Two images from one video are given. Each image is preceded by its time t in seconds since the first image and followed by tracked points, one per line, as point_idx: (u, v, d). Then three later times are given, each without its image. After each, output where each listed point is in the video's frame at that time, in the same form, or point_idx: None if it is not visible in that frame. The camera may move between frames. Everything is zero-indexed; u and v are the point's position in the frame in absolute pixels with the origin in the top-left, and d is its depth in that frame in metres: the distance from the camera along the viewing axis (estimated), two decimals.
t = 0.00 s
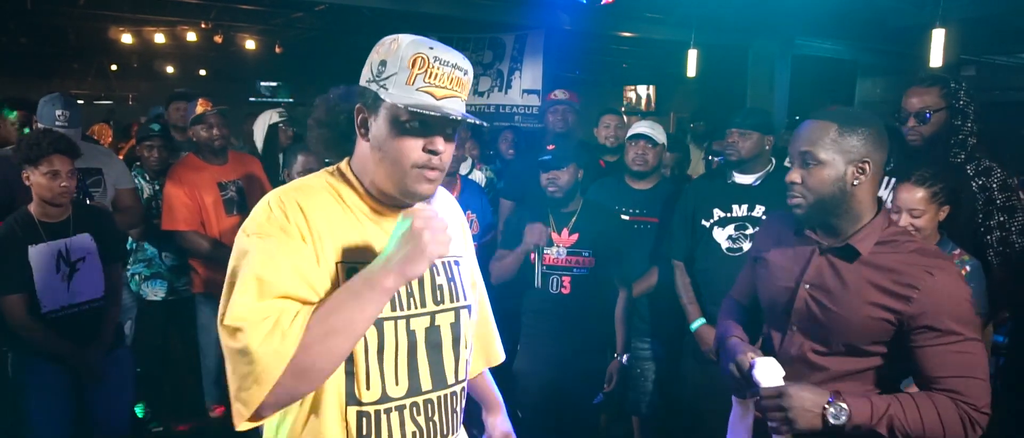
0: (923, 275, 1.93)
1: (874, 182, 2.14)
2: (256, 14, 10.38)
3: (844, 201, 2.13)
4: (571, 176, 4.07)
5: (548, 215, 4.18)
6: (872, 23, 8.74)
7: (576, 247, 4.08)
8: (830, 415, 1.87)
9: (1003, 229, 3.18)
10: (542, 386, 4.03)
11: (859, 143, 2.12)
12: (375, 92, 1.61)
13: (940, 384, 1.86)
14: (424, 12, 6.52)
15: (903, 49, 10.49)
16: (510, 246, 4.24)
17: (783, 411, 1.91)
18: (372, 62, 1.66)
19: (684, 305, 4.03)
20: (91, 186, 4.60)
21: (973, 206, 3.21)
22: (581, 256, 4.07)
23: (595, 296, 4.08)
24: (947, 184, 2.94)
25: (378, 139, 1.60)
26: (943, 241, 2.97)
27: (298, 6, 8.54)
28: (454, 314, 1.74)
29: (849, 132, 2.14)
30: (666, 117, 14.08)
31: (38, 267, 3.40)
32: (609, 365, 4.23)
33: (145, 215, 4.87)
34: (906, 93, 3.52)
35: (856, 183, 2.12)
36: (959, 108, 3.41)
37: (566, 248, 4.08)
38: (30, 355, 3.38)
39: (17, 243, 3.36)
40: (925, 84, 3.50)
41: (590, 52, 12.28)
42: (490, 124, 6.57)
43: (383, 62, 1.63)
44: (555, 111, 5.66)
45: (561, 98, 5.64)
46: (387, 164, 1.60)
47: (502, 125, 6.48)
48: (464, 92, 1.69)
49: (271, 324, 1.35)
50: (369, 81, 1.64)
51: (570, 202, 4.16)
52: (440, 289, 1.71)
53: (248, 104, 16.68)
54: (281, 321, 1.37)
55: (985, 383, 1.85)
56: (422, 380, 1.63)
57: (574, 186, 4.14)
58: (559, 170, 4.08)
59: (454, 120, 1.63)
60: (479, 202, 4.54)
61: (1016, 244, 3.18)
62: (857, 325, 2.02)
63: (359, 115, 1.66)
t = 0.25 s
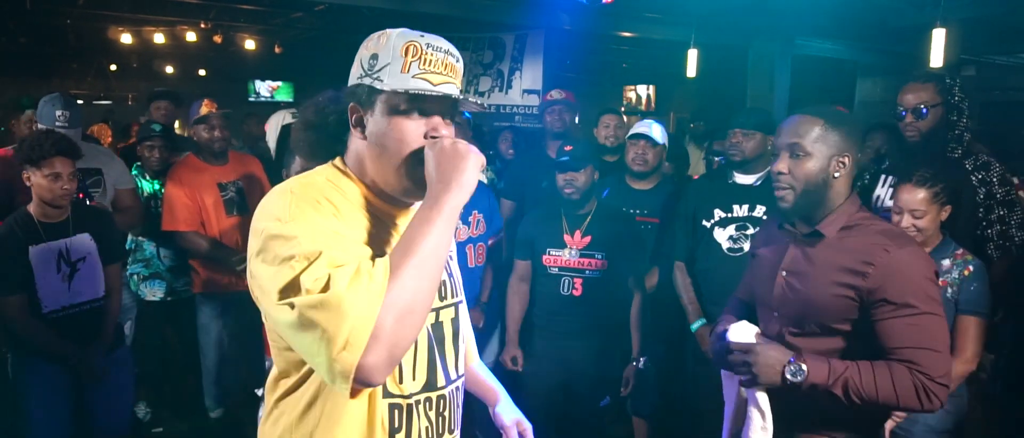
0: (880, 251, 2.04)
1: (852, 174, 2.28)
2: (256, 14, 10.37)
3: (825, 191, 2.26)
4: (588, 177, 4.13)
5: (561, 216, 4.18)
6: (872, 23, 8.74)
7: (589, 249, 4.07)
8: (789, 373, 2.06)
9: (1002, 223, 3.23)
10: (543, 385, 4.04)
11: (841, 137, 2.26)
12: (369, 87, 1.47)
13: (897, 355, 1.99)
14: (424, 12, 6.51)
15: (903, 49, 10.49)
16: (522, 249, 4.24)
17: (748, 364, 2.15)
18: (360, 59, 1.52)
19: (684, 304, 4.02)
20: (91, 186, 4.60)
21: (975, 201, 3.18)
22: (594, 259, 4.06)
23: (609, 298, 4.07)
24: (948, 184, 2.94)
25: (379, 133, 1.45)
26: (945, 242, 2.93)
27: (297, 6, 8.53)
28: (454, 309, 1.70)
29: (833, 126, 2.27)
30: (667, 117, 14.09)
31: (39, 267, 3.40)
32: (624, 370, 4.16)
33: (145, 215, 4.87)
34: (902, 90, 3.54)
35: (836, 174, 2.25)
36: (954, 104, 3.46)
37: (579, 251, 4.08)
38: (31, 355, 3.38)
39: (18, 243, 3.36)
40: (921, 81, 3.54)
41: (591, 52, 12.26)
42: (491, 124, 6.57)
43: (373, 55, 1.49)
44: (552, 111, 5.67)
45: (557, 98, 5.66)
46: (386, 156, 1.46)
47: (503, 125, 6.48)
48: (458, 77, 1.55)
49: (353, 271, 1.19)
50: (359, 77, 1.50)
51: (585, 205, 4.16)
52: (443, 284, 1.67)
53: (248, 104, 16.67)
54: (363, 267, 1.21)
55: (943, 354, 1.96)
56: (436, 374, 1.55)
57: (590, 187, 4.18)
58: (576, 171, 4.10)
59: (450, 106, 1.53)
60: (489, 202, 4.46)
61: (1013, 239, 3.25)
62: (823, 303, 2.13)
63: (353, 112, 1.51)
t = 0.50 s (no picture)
0: (853, 241, 2.22)
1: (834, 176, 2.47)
2: (256, 14, 10.36)
3: (808, 192, 2.46)
4: (599, 179, 4.06)
5: (567, 217, 4.16)
6: (873, 23, 8.73)
7: (593, 250, 4.05)
8: (775, 361, 2.28)
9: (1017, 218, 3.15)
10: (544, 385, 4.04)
11: (827, 142, 2.44)
12: (412, 86, 1.42)
13: (877, 338, 2.13)
14: (424, 11, 6.51)
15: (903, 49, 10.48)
16: (527, 248, 4.22)
17: (740, 352, 2.35)
18: (386, 59, 1.44)
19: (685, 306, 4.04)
20: (91, 186, 4.60)
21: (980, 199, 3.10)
22: (598, 260, 4.03)
23: (611, 298, 4.05)
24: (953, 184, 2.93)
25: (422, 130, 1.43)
26: (950, 241, 2.93)
27: (297, 5, 8.51)
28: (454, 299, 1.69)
29: (821, 132, 2.44)
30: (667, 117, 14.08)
31: (40, 267, 3.40)
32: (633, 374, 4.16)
33: (146, 215, 4.87)
34: (900, 89, 3.59)
35: (820, 177, 2.45)
36: (952, 102, 3.50)
37: (584, 251, 4.06)
38: (33, 355, 3.38)
39: (19, 243, 3.36)
40: (919, 80, 3.60)
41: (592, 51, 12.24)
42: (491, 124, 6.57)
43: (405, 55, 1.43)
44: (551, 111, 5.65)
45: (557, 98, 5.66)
46: (427, 156, 1.45)
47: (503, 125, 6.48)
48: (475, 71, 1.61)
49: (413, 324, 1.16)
50: (392, 78, 1.42)
51: (594, 206, 4.11)
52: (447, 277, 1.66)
53: (248, 104, 16.65)
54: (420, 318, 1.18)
55: (922, 334, 2.09)
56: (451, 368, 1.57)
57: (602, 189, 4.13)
58: (587, 172, 4.05)
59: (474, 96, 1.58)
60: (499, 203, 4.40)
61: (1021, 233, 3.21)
62: (806, 292, 2.34)
63: (391, 113, 1.43)
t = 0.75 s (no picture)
0: (857, 237, 2.23)
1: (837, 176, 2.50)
2: (255, 14, 10.34)
3: (814, 191, 2.48)
4: (600, 181, 4.05)
5: (567, 216, 4.17)
6: (872, 23, 8.73)
7: (590, 251, 4.07)
8: (773, 351, 2.26)
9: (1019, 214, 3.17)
10: (546, 385, 4.04)
11: (833, 142, 2.46)
12: (428, 86, 1.64)
13: (875, 332, 2.13)
14: (425, 11, 6.51)
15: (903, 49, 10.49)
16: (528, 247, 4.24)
17: (738, 343, 2.31)
18: (399, 62, 1.64)
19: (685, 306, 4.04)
20: (92, 186, 4.59)
21: (985, 197, 3.14)
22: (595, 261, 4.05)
23: (606, 298, 4.08)
24: (956, 185, 2.93)
25: (439, 127, 1.66)
26: (953, 242, 2.93)
27: (297, 6, 8.50)
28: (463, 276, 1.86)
29: (828, 132, 2.46)
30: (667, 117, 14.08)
31: (42, 267, 3.41)
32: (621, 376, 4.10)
33: (148, 214, 4.88)
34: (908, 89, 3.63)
35: (826, 177, 2.47)
36: (960, 103, 3.58)
37: (581, 251, 4.08)
38: (34, 355, 3.38)
39: (19, 243, 3.36)
40: (927, 81, 3.65)
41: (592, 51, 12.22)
42: (492, 124, 6.57)
43: (414, 58, 1.65)
44: (550, 112, 5.62)
45: (556, 98, 5.64)
46: (444, 146, 1.67)
47: (504, 125, 6.48)
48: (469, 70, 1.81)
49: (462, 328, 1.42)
50: (406, 79, 1.63)
51: (594, 208, 4.11)
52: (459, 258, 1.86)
53: (248, 104, 16.64)
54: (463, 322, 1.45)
55: (919, 330, 2.10)
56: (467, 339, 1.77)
57: (602, 190, 4.10)
58: (589, 173, 4.04)
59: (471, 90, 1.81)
60: (504, 203, 4.43)
61: None
62: (807, 288, 2.36)
63: (410, 113, 1.63)
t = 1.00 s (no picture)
0: (883, 245, 2.24)
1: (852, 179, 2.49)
2: (255, 14, 10.34)
3: (831, 195, 2.45)
4: (594, 181, 4.08)
5: (561, 216, 4.18)
6: (872, 23, 8.74)
7: (582, 250, 4.07)
8: (789, 352, 2.26)
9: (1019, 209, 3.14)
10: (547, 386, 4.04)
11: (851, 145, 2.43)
12: (427, 90, 1.72)
13: (893, 340, 2.19)
14: (425, 12, 6.52)
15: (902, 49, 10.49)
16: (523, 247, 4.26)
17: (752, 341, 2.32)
18: (400, 68, 1.73)
19: (685, 304, 4.08)
20: (92, 187, 4.59)
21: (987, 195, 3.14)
22: (587, 260, 4.05)
23: (599, 298, 4.06)
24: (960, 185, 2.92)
25: (440, 128, 1.74)
26: (957, 242, 2.94)
27: (297, 6, 8.49)
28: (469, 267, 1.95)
29: (847, 135, 2.43)
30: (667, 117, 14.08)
31: (42, 267, 3.41)
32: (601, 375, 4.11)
33: (149, 214, 4.89)
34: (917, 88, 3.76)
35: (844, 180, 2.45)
36: (968, 105, 3.70)
37: (574, 250, 4.08)
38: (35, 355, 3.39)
39: (20, 243, 3.37)
40: (938, 80, 3.75)
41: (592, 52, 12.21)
42: (493, 125, 6.57)
43: (415, 64, 1.73)
44: (548, 112, 5.60)
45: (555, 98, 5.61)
46: (446, 142, 1.75)
47: (505, 126, 6.49)
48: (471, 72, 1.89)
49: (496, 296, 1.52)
50: (408, 84, 1.72)
51: (587, 206, 4.13)
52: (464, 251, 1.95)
53: (248, 104, 16.64)
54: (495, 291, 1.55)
55: (933, 342, 2.17)
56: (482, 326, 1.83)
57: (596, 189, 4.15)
58: (581, 173, 4.08)
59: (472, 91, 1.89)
60: (499, 205, 4.43)
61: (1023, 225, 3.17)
62: (827, 295, 2.35)
63: (412, 115, 1.72)
